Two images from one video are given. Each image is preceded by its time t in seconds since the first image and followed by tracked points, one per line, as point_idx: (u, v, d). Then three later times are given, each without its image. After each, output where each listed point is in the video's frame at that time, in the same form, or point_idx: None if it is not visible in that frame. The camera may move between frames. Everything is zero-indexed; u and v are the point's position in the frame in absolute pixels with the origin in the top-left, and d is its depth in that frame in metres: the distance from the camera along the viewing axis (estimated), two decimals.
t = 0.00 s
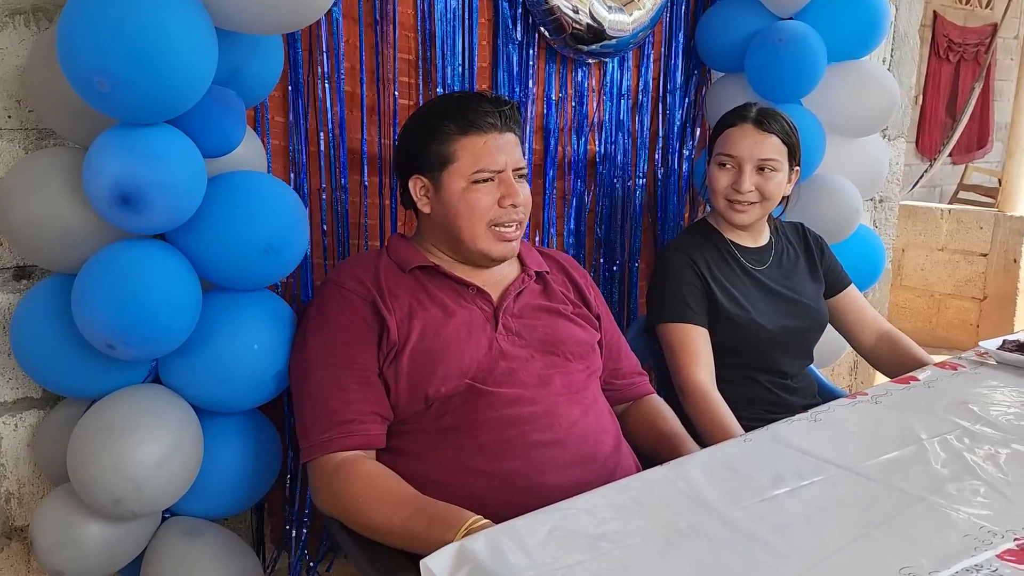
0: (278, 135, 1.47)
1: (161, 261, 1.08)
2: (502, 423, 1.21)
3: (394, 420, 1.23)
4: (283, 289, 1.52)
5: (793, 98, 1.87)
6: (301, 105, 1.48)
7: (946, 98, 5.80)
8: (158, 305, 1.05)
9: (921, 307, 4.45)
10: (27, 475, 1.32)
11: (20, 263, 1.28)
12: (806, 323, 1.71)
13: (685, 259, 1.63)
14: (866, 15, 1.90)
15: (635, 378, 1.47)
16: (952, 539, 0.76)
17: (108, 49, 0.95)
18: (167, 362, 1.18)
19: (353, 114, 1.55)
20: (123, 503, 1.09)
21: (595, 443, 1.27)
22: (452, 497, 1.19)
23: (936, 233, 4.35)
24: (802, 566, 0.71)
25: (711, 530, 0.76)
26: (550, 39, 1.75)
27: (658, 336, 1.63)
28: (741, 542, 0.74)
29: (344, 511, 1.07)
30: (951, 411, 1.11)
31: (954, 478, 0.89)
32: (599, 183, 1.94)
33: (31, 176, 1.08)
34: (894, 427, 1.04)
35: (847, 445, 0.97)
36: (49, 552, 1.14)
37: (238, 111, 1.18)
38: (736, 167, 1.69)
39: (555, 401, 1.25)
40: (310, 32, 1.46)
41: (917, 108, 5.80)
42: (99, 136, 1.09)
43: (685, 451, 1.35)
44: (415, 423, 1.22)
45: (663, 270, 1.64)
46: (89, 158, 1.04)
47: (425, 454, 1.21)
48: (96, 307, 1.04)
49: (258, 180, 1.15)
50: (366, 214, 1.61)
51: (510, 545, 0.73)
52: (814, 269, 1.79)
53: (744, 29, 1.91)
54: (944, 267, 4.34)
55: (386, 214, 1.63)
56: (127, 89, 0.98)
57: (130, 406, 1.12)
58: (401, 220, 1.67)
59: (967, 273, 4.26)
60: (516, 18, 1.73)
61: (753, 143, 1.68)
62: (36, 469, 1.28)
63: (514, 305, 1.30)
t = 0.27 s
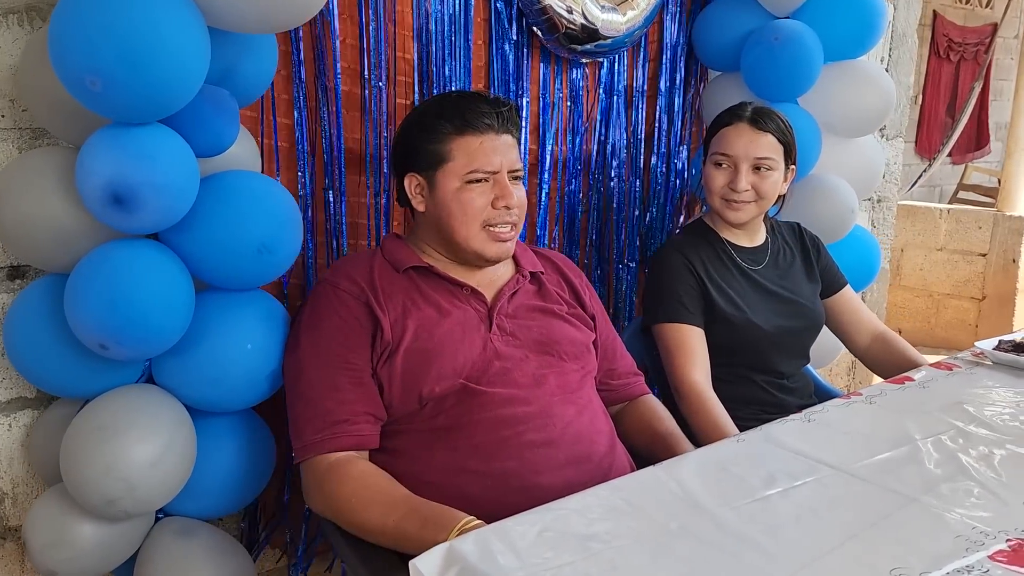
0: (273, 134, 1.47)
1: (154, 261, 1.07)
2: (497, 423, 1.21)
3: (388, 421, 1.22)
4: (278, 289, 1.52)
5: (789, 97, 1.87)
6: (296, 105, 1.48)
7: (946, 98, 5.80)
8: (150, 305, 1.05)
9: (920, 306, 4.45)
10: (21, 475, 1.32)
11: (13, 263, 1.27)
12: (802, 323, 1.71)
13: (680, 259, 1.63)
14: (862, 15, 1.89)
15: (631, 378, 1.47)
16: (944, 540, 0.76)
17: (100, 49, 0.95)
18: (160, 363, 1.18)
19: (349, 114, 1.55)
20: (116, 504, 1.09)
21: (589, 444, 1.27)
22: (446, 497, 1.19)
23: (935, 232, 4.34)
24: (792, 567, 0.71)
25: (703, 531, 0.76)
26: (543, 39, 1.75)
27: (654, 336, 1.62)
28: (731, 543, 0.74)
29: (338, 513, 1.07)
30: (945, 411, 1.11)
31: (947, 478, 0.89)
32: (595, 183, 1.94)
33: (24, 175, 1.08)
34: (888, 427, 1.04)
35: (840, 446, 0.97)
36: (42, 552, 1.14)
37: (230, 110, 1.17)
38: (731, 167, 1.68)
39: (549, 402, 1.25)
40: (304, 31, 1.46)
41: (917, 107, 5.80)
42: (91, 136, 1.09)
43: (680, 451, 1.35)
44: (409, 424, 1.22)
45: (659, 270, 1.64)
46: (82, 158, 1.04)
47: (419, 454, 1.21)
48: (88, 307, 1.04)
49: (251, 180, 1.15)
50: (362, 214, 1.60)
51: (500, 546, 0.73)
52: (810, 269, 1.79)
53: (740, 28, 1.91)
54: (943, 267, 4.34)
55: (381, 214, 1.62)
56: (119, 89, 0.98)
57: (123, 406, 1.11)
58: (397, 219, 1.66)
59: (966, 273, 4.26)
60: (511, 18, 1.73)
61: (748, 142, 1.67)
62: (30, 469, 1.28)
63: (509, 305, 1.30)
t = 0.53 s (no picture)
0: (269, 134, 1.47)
1: (147, 261, 1.07)
2: (490, 424, 1.21)
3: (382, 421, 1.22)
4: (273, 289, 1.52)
5: (788, 97, 1.87)
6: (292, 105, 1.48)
7: (946, 98, 5.79)
8: (143, 305, 1.05)
9: (920, 307, 4.45)
10: (17, 475, 1.32)
11: (8, 263, 1.27)
12: (798, 324, 1.71)
13: (677, 260, 1.63)
14: (860, 16, 1.90)
15: (627, 378, 1.47)
16: (935, 541, 0.76)
17: (93, 49, 0.95)
18: (155, 363, 1.18)
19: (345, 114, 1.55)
20: (109, 504, 1.09)
21: (583, 444, 1.27)
22: (440, 498, 1.19)
23: (935, 232, 4.34)
24: (782, 567, 0.71)
25: (693, 532, 0.76)
26: (539, 40, 1.75)
27: (650, 336, 1.62)
28: (722, 544, 0.74)
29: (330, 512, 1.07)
30: (939, 412, 1.11)
31: (939, 479, 0.89)
32: (591, 184, 1.94)
33: (17, 175, 1.08)
34: (882, 428, 1.03)
35: (833, 446, 0.97)
36: (37, 553, 1.14)
37: (225, 110, 1.17)
38: (728, 167, 1.68)
39: (543, 402, 1.25)
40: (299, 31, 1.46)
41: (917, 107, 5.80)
42: (85, 136, 1.09)
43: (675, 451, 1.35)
44: (403, 424, 1.22)
45: (655, 271, 1.64)
46: (75, 158, 1.04)
47: (413, 455, 1.21)
48: (81, 307, 1.04)
49: (246, 180, 1.15)
50: (358, 214, 1.60)
51: (489, 547, 0.73)
52: (807, 269, 1.78)
53: (738, 29, 1.91)
54: (943, 267, 4.34)
55: (377, 215, 1.62)
56: (112, 89, 0.98)
57: (117, 406, 1.11)
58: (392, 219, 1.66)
59: (966, 273, 4.26)
60: (506, 18, 1.73)
61: (745, 142, 1.67)
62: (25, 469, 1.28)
63: (504, 305, 1.30)
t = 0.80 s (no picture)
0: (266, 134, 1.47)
1: (145, 262, 1.08)
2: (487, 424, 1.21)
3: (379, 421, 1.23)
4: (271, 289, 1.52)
5: (784, 98, 1.87)
6: (289, 105, 1.48)
7: (946, 97, 5.79)
8: (140, 306, 1.05)
9: (919, 306, 4.45)
10: (15, 474, 1.32)
11: (7, 263, 1.27)
12: (796, 324, 1.71)
13: (674, 260, 1.63)
14: (859, 16, 1.90)
15: (624, 379, 1.47)
16: (928, 541, 0.76)
17: (90, 49, 0.95)
18: (153, 364, 1.18)
19: (342, 114, 1.55)
20: (105, 505, 1.09)
21: (580, 444, 1.27)
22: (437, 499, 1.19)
23: (934, 232, 4.34)
24: (775, 568, 0.71)
25: (687, 532, 0.76)
26: (537, 39, 1.74)
27: (648, 336, 1.63)
28: (716, 544, 0.74)
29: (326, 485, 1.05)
30: (934, 412, 1.11)
31: (933, 479, 0.89)
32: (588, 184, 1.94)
33: (14, 175, 1.08)
34: (878, 429, 1.04)
35: (828, 447, 0.97)
36: (34, 552, 1.14)
37: (223, 111, 1.17)
38: (726, 167, 1.68)
39: (540, 402, 1.26)
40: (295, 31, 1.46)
41: (917, 107, 5.80)
42: (83, 137, 1.09)
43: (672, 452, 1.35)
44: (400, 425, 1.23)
45: (653, 271, 1.64)
46: (72, 160, 1.04)
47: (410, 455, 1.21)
48: (78, 308, 1.04)
49: (245, 182, 1.15)
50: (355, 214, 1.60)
51: (484, 547, 0.73)
52: (805, 269, 1.78)
53: (736, 29, 1.91)
54: (942, 266, 4.34)
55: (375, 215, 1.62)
56: (109, 91, 0.98)
57: (113, 407, 1.12)
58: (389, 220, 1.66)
59: (965, 272, 4.26)
60: (504, 18, 1.73)
61: (743, 143, 1.67)
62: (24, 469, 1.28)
63: (501, 307, 1.30)
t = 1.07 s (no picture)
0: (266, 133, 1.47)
1: (148, 261, 1.08)
2: (486, 423, 1.21)
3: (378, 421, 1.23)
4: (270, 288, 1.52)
5: (785, 97, 1.87)
6: (290, 104, 1.48)
7: (946, 97, 5.79)
8: (142, 305, 1.05)
9: (919, 306, 4.45)
10: (15, 473, 1.32)
11: (6, 262, 1.27)
12: (795, 323, 1.71)
13: (673, 259, 1.63)
14: (859, 16, 1.90)
15: (623, 379, 1.47)
16: (926, 539, 0.76)
17: (92, 49, 0.95)
18: (156, 362, 1.18)
19: (343, 114, 1.55)
20: (107, 502, 1.09)
21: (579, 443, 1.27)
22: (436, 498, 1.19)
23: (933, 231, 4.34)
24: (773, 566, 0.71)
25: (685, 531, 0.76)
26: (537, 39, 1.75)
27: (646, 336, 1.63)
28: (714, 543, 0.75)
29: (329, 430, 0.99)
30: (933, 412, 1.11)
31: (931, 478, 0.89)
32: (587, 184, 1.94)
33: (14, 175, 1.08)
34: (877, 428, 1.04)
35: (826, 446, 0.98)
36: (37, 550, 1.14)
37: (228, 111, 1.18)
38: (725, 168, 1.69)
39: (539, 402, 1.26)
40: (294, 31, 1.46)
41: (917, 107, 5.80)
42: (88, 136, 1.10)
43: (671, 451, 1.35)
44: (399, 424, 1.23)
45: (651, 271, 1.64)
46: (75, 158, 1.05)
47: (408, 455, 1.21)
48: (81, 307, 1.04)
49: (248, 182, 1.16)
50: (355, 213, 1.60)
51: (482, 546, 0.73)
52: (804, 269, 1.79)
53: (736, 28, 1.91)
54: (941, 266, 4.34)
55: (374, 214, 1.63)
56: (110, 90, 0.98)
57: (115, 405, 1.12)
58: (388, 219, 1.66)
59: (965, 272, 4.26)
60: (503, 17, 1.74)
61: (743, 143, 1.67)
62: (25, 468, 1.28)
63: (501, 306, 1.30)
